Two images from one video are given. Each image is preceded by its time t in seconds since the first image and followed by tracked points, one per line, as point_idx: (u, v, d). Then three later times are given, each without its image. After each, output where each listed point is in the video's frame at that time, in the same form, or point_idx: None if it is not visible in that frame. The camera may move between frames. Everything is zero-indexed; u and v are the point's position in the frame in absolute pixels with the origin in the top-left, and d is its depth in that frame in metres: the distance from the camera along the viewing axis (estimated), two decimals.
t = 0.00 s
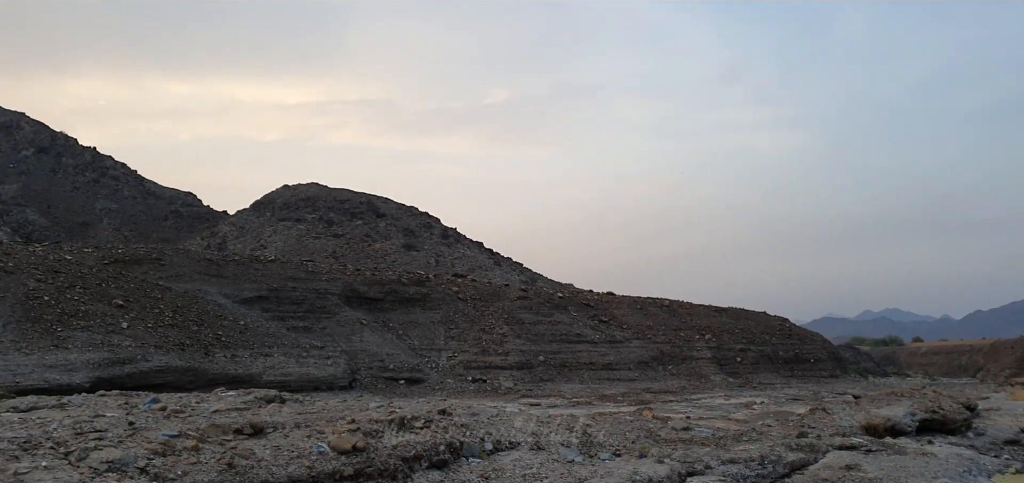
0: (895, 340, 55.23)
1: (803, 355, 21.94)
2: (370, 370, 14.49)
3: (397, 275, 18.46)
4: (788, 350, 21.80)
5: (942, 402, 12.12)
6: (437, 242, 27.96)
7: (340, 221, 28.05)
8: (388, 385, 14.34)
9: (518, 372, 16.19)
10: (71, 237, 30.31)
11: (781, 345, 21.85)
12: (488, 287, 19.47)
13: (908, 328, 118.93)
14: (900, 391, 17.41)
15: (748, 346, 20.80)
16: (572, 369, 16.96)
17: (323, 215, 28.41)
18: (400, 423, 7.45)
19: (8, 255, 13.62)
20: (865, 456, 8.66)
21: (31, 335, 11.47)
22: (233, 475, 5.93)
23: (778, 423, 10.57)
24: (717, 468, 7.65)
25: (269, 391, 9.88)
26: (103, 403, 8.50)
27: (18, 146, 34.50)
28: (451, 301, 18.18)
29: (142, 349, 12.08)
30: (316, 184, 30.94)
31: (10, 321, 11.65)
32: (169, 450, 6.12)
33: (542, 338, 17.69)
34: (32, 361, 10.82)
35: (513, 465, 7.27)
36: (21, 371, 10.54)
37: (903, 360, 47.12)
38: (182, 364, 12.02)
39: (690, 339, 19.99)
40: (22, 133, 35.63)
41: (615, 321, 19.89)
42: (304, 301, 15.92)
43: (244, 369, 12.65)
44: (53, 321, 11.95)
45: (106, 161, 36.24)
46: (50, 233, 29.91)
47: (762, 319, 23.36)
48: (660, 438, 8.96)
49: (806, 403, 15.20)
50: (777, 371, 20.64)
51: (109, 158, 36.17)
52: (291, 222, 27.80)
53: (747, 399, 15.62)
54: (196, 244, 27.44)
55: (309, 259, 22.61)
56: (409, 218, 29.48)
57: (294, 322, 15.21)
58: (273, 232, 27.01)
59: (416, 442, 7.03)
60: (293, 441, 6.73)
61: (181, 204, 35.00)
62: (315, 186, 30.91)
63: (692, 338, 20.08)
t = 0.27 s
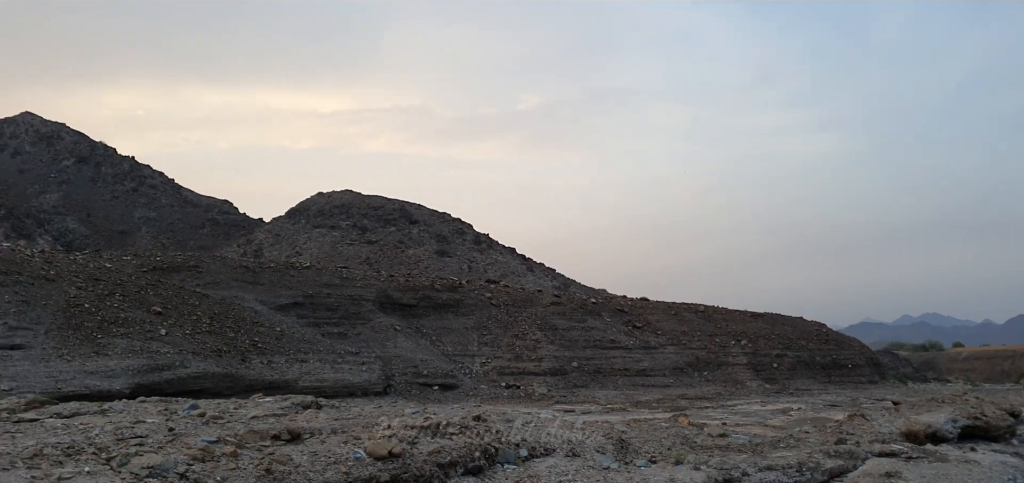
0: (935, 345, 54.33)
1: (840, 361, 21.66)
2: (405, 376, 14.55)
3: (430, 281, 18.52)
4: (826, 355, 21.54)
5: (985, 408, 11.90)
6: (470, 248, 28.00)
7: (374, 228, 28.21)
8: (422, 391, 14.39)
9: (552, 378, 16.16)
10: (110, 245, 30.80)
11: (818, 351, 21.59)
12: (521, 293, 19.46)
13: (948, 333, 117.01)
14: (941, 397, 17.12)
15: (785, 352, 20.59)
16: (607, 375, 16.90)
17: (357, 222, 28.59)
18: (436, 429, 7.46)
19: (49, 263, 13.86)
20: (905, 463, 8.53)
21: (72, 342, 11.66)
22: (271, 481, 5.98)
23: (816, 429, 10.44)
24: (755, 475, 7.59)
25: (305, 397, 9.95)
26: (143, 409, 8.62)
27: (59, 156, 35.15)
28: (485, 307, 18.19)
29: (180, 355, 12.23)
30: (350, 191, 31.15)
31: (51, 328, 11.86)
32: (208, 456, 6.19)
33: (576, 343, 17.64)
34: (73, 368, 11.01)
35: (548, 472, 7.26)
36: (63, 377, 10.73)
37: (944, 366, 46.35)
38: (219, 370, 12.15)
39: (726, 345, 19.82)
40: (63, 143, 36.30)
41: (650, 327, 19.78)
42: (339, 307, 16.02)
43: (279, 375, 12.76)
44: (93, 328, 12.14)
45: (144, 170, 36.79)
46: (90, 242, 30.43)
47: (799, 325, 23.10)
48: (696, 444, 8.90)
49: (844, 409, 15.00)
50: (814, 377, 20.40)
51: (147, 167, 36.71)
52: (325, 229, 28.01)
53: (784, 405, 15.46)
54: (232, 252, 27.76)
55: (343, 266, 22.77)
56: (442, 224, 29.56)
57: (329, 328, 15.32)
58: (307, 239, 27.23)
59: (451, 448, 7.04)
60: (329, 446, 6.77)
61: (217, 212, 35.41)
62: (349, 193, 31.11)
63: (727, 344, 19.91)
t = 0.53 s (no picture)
0: (977, 348, 53.35)
1: (880, 365, 21.35)
2: (439, 381, 14.60)
3: (464, 286, 18.55)
4: (865, 359, 21.25)
5: None
6: (504, 253, 28.01)
7: (407, 234, 28.32)
8: (456, 396, 14.43)
9: (586, 383, 16.11)
10: (149, 252, 31.26)
11: (857, 355, 21.30)
12: (555, 298, 19.41)
13: (990, 335, 114.91)
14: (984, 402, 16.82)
15: (823, 356, 20.34)
16: (642, 380, 16.82)
17: (391, 227, 28.74)
18: (472, 434, 7.47)
19: (91, 271, 14.08)
20: (948, 470, 8.40)
21: (113, 349, 11.84)
22: None
23: (856, 434, 10.31)
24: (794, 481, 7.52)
25: (342, 402, 10.02)
26: (183, 414, 8.73)
27: (99, 165, 35.78)
28: (519, 312, 18.18)
29: (218, 361, 12.36)
30: (384, 197, 31.32)
31: (93, 335, 12.05)
32: (247, 461, 6.25)
33: (610, 349, 17.56)
34: (114, 374, 11.18)
35: (585, 478, 7.24)
36: (104, 383, 10.89)
37: (987, 370, 45.52)
38: (256, 375, 12.26)
39: (762, 350, 19.63)
40: (103, 152, 36.92)
41: (685, 332, 19.64)
42: (373, 313, 16.11)
43: (316, 380, 12.85)
44: (134, 335, 12.31)
45: (182, 178, 37.31)
46: (130, 249, 30.90)
47: (837, 328, 22.82)
48: (733, 450, 8.83)
49: (885, 414, 14.78)
50: (853, 382, 20.14)
51: (185, 175, 37.21)
52: (359, 235, 28.18)
53: (822, 410, 15.28)
54: (268, 258, 28.05)
55: (377, 271, 22.91)
56: (475, 229, 29.59)
57: (364, 334, 15.41)
58: (342, 245, 27.43)
59: (487, 454, 7.03)
60: (367, 452, 6.80)
61: (253, 218, 35.78)
62: (382, 199, 31.27)
63: (764, 348, 19.72)
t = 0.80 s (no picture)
0: None
1: (935, 368, 20.89)
2: (486, 387, 14.62)
3: (509, 292, 18.57)
4: (919, 363, 20.81)
5: None
6: (548, 258, 27.97)
7: (452, 240, 28.44)
8: (503, 402, 14.44)
9: (634, 389, 16.01)
10: (200, 261, 31.79)
11: (910, 358, 20.87)
12: (600, 303, 19.33)
13: None
14: None
15: (875, 360, 19.97)
16: (690, 385, 16.67)
17: (435, 234, 28.88)
18: (520, 440, 7.46)
19: (144, 281, 14.36)
20: (1008, 475, 8.19)
21: (166, 357, 12.05)
22: None
23: (911, 439, 10.09)
24: None
25: (391, 409, 10.07)
26: (236, 422, 8.85)
27: (150, 177, 36.54)
28: (564, 318, 18.13)
29: (268, 368, 12.52)
30: (428, 204, 31.48)
31: (147, 343, 12.27)
32: (299, 468, 6.31)
33: (657, 354, 17.43)
34: (168, 381, 11.38)
35: None
36: (158, 391, 11.09)
37: None
38: (306, 382, 12.39)
39: (813, 354, 19.33)
40: (154, 164, 37.68)
41: (733, 336, 19.42)
42: (420, 319, 16.19)
43: (365, 386, 12.96)
44: (186, 344, 12.52)
45: (231, 188, 37.91)
46: (181, 259, 31.47)
47: (889, 331, 22.38)
48: (785, 455, 8.71)
49: (941, 418, 14.46)
50: (907, 386, 19.73)
51: (234, 185, 37.81)
52: (405, 242, 28.36)
53: (875, 414, 14.99)
54: (315, 266, 28.37)
55: (422, 278, 23.02)
56: (519, 234, 29.60)
57: (411, 340, 15.50)
58: (387, 252, 27.62)
59: (536, 460, 7.02)
60: (417, 458, 6.84)
61: (300, 227, 36.21)
62: (427, 207, 31.44)
63: (814, 352, 19.43)
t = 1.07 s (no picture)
0: None
1: (976, 371, 20.53)
2: (520, 391, 14.62)
3: (542, 296, 18.56)
4: (959, 365, 20.46)
5: None
6: (581, 262, 27.91)
7: (484, 245, 28.49)
8: (537, 407, 14.43)
9: (669, 393, 15.92)
10: (236, 268, 32.13)
11: (951, 361, 20.53)
12: (634, 307, 19.25)
13: None
14: None
15: (914, 363, 19.67)
16: (726, 389, 16.54)
17: (467, 239, 28.95)
18: (555, 445, 7.45)
19: (182, 287, 14.54)
20: None
21: (203, 363, 12.19)
22: None
23: (952, 444, 9.92)
24: None
25: (426, 414, 10.09)
26: (273, 427, 8.93)
27: (187, 185, 37.06)
28: (597, 322, 18.07)
29: (303, 373, 12.60)
30: (460, 210, 31.57)
31: (184, 350, 12.42)
32: (336, 472, 6.34)
33: (692, 358, 17.31)
34: (205, 387, 11.50)
35: None
36: (196, 396, 11.22)
37: None
38: (341, 387, 12.46)
39: (850, 357, 19.09)
40: (190, 173, 38.17)
41: (769, 340, 19.24)
42: (453, 324, 16.23)
43: (399, 391, 13.01)
44: (223, 349, 12.65)
45: (265, 195, 38.29)
46: (217, 265, 31.83)
47: (929, 334, 22.03)
48: (823, 460, 8.62)
49: (982, 422, 14.22)
50: (947, 389, 19.41)
51: (268, 192, 38.20)
52: (437, 247, 28.46)
53: (915, 418, 14.77)
54: (349, 271, 28.56)
55: (455, 282, 23.08)
56: (551, 238, 29.56)
57: (444, 345, 15.55)
58: (420, 257, 27.74)
59: (572, 465, 7.00)
60: (452, 463, 6.85)
61: (334, 233, 36.47)
62: (459, 211, 31.52)
63: (852, 356, 19.18)
